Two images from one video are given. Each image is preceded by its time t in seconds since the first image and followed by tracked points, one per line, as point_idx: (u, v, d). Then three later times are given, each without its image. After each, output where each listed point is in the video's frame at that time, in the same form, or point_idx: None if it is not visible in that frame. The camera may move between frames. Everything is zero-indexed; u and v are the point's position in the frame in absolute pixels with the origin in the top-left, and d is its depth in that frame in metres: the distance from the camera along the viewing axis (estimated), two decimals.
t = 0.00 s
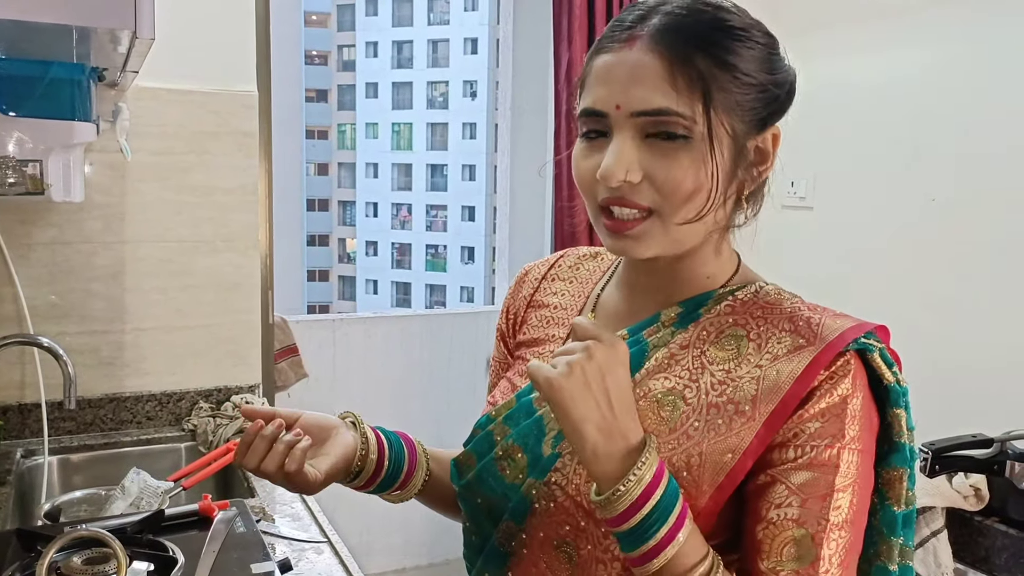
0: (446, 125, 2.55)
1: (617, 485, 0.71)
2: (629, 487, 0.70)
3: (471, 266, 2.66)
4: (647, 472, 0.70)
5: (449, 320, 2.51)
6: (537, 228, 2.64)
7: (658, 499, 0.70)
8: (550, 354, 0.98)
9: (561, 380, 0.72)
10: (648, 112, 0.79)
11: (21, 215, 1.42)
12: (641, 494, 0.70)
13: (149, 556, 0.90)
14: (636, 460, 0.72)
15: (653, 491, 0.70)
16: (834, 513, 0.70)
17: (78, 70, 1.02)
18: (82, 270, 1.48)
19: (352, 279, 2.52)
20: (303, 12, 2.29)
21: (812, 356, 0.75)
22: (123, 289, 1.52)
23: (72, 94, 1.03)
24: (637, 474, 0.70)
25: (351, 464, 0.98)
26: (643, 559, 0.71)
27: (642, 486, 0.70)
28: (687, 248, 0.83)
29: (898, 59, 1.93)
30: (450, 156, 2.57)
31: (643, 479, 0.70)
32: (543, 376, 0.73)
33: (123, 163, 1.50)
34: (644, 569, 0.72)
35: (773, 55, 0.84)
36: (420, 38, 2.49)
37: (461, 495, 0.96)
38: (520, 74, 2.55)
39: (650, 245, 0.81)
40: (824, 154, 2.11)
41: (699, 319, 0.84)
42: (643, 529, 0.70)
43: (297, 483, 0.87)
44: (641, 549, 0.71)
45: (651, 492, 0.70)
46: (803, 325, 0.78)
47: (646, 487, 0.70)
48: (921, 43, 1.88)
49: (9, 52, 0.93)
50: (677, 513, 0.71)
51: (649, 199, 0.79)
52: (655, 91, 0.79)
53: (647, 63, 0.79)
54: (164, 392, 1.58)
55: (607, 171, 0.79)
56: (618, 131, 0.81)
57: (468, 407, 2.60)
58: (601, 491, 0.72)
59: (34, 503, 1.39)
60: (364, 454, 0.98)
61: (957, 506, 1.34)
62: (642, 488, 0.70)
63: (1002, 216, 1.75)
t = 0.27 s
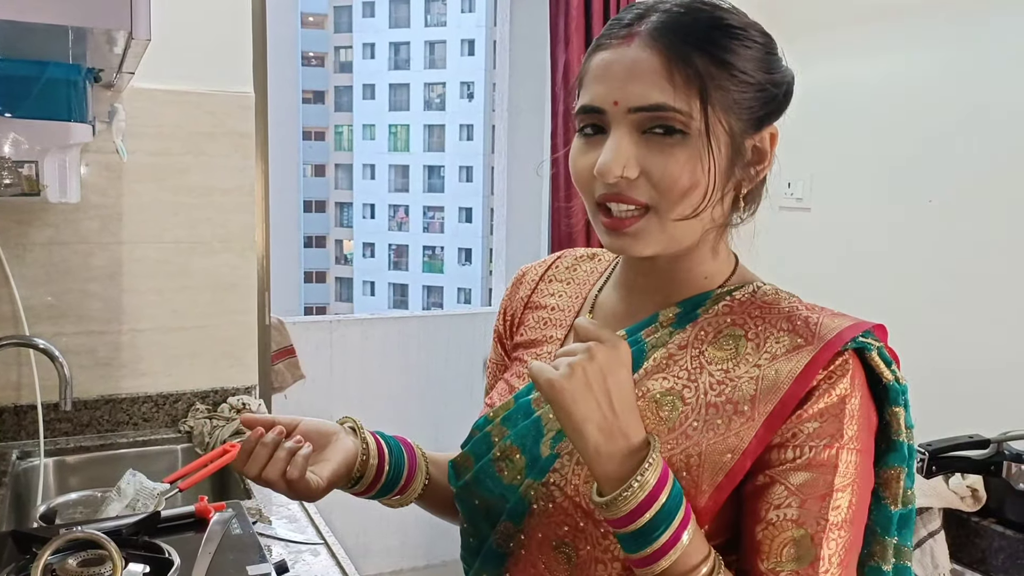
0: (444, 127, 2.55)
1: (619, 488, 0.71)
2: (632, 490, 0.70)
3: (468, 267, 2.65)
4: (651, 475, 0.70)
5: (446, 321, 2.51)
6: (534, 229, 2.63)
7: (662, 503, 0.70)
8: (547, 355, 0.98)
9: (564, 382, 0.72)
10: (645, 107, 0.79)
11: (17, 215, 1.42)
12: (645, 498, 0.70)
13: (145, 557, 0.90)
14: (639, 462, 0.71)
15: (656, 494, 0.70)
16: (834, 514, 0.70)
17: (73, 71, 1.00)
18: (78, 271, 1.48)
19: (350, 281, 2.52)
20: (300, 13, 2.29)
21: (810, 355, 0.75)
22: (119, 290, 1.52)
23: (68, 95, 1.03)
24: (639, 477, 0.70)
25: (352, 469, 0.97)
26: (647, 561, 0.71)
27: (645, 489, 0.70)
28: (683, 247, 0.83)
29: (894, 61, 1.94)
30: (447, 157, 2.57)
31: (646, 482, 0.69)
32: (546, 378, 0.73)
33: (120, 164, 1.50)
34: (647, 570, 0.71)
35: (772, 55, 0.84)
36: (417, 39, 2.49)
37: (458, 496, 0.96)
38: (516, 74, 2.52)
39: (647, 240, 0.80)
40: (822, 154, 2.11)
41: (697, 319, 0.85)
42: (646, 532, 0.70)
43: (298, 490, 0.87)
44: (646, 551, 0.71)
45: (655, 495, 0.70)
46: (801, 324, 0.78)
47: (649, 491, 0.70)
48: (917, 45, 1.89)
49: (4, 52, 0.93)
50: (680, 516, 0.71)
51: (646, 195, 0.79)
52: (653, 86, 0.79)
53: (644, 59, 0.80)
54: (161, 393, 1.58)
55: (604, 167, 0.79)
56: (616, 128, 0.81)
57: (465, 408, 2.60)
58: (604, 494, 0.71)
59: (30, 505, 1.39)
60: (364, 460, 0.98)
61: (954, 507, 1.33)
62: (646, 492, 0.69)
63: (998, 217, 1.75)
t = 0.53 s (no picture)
0: (442, 128, 2.55)
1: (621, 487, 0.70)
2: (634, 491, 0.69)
3: (466, 269, 2.65)
4: (654, 476, 0.69)
5: (445, 322, 2.51)
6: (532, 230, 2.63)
7: (665, 504, 0.70)
8: (548, 356, 0.97)
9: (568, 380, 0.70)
10: (646, 107, 0.79)
11: (14, 217, 1.42)
12: (648, 499, 0.69)
13: (142, 560, 0.89)
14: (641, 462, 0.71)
15: (659, 494, 0.70)
16: (835, 514, 0.70)
17: (70, 72, 1.01)
18: (76, 273, 1.48)
19: (348, 283, 2.52)
20: (298, 15, 2.29)
21: (811, 356, 0.75)
22: (117, 292, 1.51)
23: (65, 97, 1.02)
24: (642, 477, 0.69)
25: (354, 473, 0.97)
26: (647, 560, 0.71)
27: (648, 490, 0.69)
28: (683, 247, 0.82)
29: (893, 62, 1.94)
30: (445, 159, 2.57)
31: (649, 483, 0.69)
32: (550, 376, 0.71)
33: (117, 166, 1.49)
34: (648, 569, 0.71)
35: (773, 56, 0.84)
36: (415, 40, 2.49)
37: (458, 498, 0.96)
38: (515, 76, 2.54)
39: (646, 240, 0.80)
40: (820, 155, 2.11)
41: (697, 320, 0.84)
42: (649, 532, 0.70)
43: (304, 497, 0.86)
44: (646, 550, 0.71)
45: (658, 496, 0.70)
46: (801, 324, 0.78)
47: (653, 491, 0.69)
48: (917, 45, 1.89)
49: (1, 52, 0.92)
50: (683, 516, 0.71)
51: (647, 194, 0.79)
52: (654, 86, 0.79)
53: (645, 60, 0.80)
54: (158, 395, 1.57)
55: (605, 166, 0.79)
56: (617, 128, 0.81)
57: (464, 410, 2.59)
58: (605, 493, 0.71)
59: (27, 508, 1.39)
60: (365, 464, 0.98)
61: (953, 508, 1.34)
62: (648, 492, 0.69)
63: (997, 218, 1.75)
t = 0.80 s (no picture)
0: (441, 128, 2.54)
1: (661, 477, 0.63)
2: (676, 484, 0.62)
3: (465, 269, 2.65)
4: (695, 468, 0.62)
5: (446, 321, 2.51)
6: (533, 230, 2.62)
7: (701, 498, 0.63)
8: (554, 355, 0.98)
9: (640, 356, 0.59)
10: (650, 103, 0.78)
11: (13, 217, 1.41)
12: (687, 493, 0.63)
13: (141, 560, 0.89)
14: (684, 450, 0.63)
15: (697, 488, 0.63)
16: (844, 506, 0.70)
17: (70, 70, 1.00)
18: (75, 272, 1.47)
19: (348, 283, 2.52)
20: (297, 15, 2.29)
21: (820, 352, 0.75)
22: (116, 291, 1.51)
23: (64, 95, 1.02)
24: (685, 471, 0.62)
25: (359, 469, 0.96)
26: (670, 550, 0.65)
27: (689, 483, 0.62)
28: (692, 244, 0.82)
29: (895, 60, 1.93)
30: (444, 159, 2.56)
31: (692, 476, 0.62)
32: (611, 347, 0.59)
33: (117, 165, 1.49)
34: (673, 562, 0.66)
35: (774, 50, 0.84)
36: (415, 40, 2.49)
37: (463, 495, 0.95)
38: (517, 74, 2.53)
39: (654, 238, 0.79)
40: (822, 154, 2.11)
41: (704, 317, 0.85)
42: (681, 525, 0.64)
43: (308, 492, 0.87)
44: (672, 539, 0.65)
45: (696, 489, 0.63)
46: (809, 321, 0.78)
47: (691, 483, 0.62)
48: (919, 44, 1.88)
49: None
50: (718, 511, 0.65)
51: (653, 190, 0.78)
52: (658, 82, 0.78)
53: (648, 55, 0.79)
54: (158, 395, 1.57)
55: (610, 162, 0.78)
56: (621, 124, 0.80)
57: (464, 410, 2.59)
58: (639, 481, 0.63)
59: (26, 508, 1.38)
60: (370, 462, 0.97)
61: (956, 506, 1.31)
62: (687, 485, 0.62)
63: (999, 216, 1.75)
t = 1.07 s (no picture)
0: (441, 127, 2.54)
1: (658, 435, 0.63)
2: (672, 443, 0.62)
3: (466, 268, 2.64)
4: (690, 429, 0.62)
5: (448, 321, 2.50)
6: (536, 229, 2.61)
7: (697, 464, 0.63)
8: (564, 354, 0.97)
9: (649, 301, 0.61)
10: (664, 109, 0.78)
11: (14, 216, 1.41)
12: (681, 452, 0.62)
13: (144, 560, 0.88)
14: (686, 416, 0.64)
15: (691, 452, 0.62)
16: (847, 494, 0.68)
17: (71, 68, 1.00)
18: (76, 272, 1.47)
19: (348, 283, 2.52)
20: (297, 15, 2.28)
21: (831, 348, 0.74)
22: (118, 291, 1.50)
23: (65, 94, 1.01)
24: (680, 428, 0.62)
25: (370, 467, 0.96)
26: (654, 518, 0.64)
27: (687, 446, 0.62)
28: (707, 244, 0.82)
29: (900, 58, 1.92)
30: (444, 158, 2.56)
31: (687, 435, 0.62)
32: (621, 296, 0.62)
33: (118, 164, 1.48)
34: (653, 526, 0.64)
35: (781, 45, 0.83)
36: (415, 40, 2.48)
37: (471, 492, 0.95)
38: (518, 69, 2.50)
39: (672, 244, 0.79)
40: (826, 152, 2.10)
41: (716, 314, 0.84)
42: (667, 487, 0.63)
43: (319, 492, 0.85)
44: (657, 504, 0.64)
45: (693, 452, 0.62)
46: (821, 317, 0.77)
47: (684, 445, 0.62)
48: (924, 42, 1.87)
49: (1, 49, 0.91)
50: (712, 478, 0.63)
51: (671, 198, 0.78)
52: (670, 88, 0.78)
53: (659, 61, 0.78)
54: (161, 394, 1.57)
55: (628, 172, 0.78)
56: (635, 132, 0.79)
57: (466, 409, 2.59)
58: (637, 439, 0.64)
59: (28, 507, 1.38)
60: (380, 462, 0.96)
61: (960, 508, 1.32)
62: (682, 445, 0.62)
63: (1005, 214, 1.75)
